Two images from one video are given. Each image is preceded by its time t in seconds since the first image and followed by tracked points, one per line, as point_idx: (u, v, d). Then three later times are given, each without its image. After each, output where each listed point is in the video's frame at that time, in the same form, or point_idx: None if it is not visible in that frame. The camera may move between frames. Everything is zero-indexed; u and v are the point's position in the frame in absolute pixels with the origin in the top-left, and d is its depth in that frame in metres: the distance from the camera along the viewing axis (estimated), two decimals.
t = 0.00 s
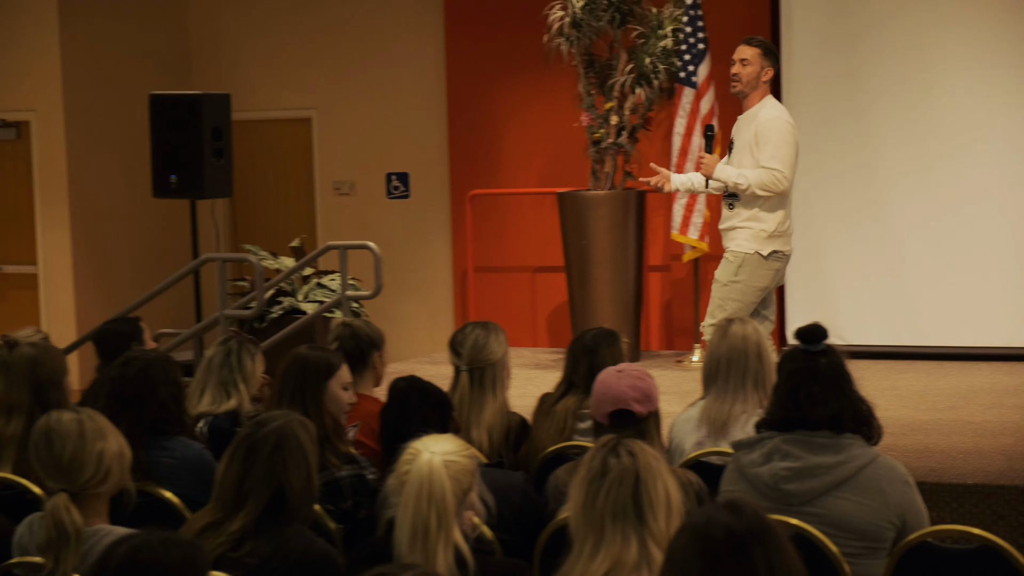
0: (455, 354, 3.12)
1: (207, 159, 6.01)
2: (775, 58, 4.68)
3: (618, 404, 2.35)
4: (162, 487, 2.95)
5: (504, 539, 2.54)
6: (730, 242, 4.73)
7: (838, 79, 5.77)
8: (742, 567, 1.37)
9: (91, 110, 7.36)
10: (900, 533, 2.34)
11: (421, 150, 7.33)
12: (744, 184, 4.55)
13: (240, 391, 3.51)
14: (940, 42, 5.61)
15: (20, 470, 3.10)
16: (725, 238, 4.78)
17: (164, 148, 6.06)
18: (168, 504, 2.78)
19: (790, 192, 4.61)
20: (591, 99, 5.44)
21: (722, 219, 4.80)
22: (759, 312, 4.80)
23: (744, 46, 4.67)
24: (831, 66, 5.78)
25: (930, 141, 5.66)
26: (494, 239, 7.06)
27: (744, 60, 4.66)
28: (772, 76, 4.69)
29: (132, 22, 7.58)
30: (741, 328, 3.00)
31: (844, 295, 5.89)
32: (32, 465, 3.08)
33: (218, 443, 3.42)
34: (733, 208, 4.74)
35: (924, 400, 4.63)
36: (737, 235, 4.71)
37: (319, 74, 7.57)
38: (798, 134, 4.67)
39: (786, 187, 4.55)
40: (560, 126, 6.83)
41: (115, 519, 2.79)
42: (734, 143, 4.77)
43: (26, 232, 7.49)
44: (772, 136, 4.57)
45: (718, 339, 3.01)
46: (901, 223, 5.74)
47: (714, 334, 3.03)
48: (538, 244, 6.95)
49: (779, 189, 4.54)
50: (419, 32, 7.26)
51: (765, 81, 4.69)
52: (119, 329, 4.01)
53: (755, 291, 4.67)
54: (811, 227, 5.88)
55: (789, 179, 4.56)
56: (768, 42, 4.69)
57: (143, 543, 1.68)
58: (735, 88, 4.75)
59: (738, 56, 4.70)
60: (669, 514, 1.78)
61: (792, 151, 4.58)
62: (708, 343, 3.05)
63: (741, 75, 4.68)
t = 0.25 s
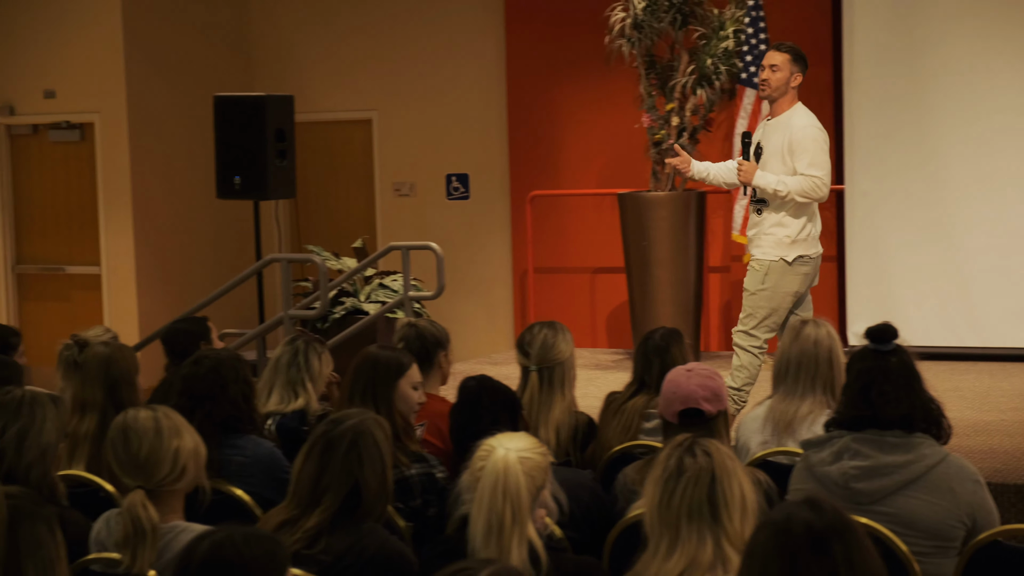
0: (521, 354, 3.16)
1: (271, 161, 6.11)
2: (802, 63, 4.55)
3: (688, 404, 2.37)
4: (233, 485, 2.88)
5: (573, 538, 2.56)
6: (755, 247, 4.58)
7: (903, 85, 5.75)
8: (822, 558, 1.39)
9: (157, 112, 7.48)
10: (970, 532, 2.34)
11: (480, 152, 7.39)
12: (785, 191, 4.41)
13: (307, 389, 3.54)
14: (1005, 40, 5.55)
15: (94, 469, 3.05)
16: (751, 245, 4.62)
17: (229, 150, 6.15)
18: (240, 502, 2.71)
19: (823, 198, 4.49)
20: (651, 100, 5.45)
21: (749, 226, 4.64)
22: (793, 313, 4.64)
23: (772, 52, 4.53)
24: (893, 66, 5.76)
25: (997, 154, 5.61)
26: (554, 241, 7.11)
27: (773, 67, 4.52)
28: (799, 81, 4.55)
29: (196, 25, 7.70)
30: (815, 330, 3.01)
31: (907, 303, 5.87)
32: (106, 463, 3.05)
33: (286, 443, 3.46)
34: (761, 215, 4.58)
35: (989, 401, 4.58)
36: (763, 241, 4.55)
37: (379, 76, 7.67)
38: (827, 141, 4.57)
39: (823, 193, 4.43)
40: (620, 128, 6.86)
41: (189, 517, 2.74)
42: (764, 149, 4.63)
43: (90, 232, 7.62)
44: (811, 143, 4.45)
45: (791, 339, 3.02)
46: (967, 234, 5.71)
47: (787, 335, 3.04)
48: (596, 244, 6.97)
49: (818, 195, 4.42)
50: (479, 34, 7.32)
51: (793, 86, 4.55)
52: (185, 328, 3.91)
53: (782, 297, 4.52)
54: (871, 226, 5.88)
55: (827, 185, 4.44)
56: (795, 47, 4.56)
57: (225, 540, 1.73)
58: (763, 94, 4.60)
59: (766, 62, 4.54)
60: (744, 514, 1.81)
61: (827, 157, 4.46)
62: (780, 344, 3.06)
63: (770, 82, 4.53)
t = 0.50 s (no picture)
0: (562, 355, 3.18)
1: (309, 163, 6.17)
2: (800, 67, 4.75)
3: (730, 404, 2.40)
4: (276, 484, 2.89)
5: (614, 537, 2.57)
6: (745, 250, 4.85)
7: (942, 89, 5.70)
8: (872, 554, 1.41)
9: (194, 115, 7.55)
10: (1011, 531, 2.35)
11: (515, 153, 7.44)
12: (775, 196, 4.68)
13: (347, 390, 3.56)
14: None
15: (136, 468, 3.03)
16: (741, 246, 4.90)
17: (266, 151, 6.21)
18: (283, 502, 2.67)
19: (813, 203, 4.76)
20: (688, 101, 5.59)
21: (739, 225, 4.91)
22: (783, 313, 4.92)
23: (771, 55, 4.72)
24: (931, 68, 5.71)
25: None
26: (589, 243, 7.13)
27: (773, 69, 4.72)
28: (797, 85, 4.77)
29: (232, 28, 7.77)
30: (857, 330, 3.08)
31: (945, 309, 5.85)
32: (149, 462, 3.01)
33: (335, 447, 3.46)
34: (751, 215, 4.84)
35: None
36: (753, 243, 4.83)
37: (414, 78, 7.72)
38: (820, 146, 4.83)
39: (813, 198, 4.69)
40: (656, 128, 6.89)
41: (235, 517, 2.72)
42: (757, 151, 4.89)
43: (128, 233, 7.70)
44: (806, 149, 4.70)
45: (834, 339, 3.10)
46: (1005, 239, 5.70)
47: (830, 334, 3.12)
48: (630, 246, 6.99)
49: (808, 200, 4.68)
50: (514, 37, 7.37)
51: (790, 89, 4.75)
52: (229, 329, 3.94)
53: (769, 297, 4.77)
54: (909, 229, 5.78)
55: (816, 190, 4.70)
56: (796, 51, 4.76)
57: (278, 537, 1.74)
58: (762, 95, 4.81)
59: (766, 64, 4.74)
60: (791, 513, 1.83)
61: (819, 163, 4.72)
62: (823, 343, 3.14)
63: (769, 84, 4.74)
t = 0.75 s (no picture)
0: (577, 357, 3.19)
1: (321, 165, 6.21)
2: (775, 69, 5.13)
3: (749, 404, 2.42)
4: (294, 485, 2.91)
5: (633, 538, 2.58)
6: (725, 253, 5.20)
7: (951, 93, 5.74)
8: (898, 551, 1.44)
9: (205, 117, 7.58)
10: None
11: (525, 156, 7.49)
12: (732, 194, 5.06)
13: (359, 390, 3.57)
14: None
15: (154, 469, 3.05)
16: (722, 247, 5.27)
17: (278, 154, 6.24)
18: (301, 502, 2.69)
19: (776, 202, 5.08)
20: (699, 104, 5.67)
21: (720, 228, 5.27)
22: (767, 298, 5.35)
23: (744, 59, 5.14)
24: (942, 70, 5.75)
25: None
26: (598, 246, 7.15)
27: (746, 72, 5.13)
28: (771, 87, 5.14)
29: (243, 30, 7.80)
30: (877, 334, 3.10)
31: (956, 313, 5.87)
32: (167, 463, 3.04)
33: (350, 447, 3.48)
34: (728, 216, 5.19)
35: None
36: (733, 245, 5.18)
37: (424, 81, 7.76)
38: (789, 151, 5.14)
39: (769, 197, 5.01)
40: (667, 132, 6.90)
41: (255, 517, 2.73)
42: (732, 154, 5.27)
43: (139, 236, 7.73)
44: (764, 149, 5.05)
45: (853, 343, 3.11)
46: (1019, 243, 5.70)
47: (848, 338, 3.14)
48: (640, 248, 7.01)
49: (762, 199, 5.01)
50: (524, 40, 7.41)
51: (763, 91, 5.14)
52: (244, 331, 3.95)
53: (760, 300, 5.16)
54: (918, 230, 5.85)
55: (773, 191, 5.02)
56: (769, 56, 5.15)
57: (304, 534, 1.76)
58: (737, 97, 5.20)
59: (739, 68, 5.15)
60: (812, 514, 1.85)
61: (781, 164, 5.04)
62: (841, 347, 3.15)
63: (742, 86, 5.14)
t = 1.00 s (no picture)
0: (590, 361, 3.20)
1: (329, 168, 6.22)
2: (744, 73, 4.92)
3: (763, 405, 2.48)
4: (306, 486, 2.92)
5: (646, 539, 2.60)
6: (703, 260, 4.98)
7: (958, 97, 5.82)
8: (918, 553, 1.45)
9: (212, 120, 7.60)
10: None
11: (531, 159, 7.52)
12: (699, 200, 4.87)
13: (365, 391, 3.59)
14: None
15: (166, 470, 3.06)
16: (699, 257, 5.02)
17: (285, 157, 6.25)
18: (315, 503, 2.71)
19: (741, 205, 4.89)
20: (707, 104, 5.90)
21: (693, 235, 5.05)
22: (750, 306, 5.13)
23: (713, 63, 4.93)
24: (946, 74, 5.83)
25: None
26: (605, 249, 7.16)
27: (714, 76, 4.93)
28: (740, 90, 4.93)
29: (250, 33, 7.82)
30: (889, 338, 3.11)
31: (963, 314, 5.95)
32: (180, 465, 3.04)
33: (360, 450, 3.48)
34: (698, 221, 5.00)
35: None
36: (709, 250, 4.96)
37: (431, 84, 7.78)
38: (756, 153, 4.94)
39: (732, 200, 4.83)
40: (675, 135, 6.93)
41: (269, 517, 2.74)
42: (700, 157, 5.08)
43: (146, 238, 7.75)
44: (730, 151, 4.85)
45: (865, 347, 3.12)
46: None
47: (859, 342, 3.15)
48: (646, 251, 7.03)
49: (725, 202, 4.82)
50: (531, 44, 7.44)
51: (733, 94, 4.94)
52: (255, 333, 3.96)
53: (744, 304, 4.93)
54: (925, 232, 5.94)
55: (736, 194, 4.82)
56: (737, 58, 4.92)
57: (324, 535, 1.77)
58: (706, 101, 5.00)
59: (709, 70, 4.95)
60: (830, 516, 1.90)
61: (744, 167, 4.85)
62: (853, 350, 3.16)
63: (711, 90, 4.94)
